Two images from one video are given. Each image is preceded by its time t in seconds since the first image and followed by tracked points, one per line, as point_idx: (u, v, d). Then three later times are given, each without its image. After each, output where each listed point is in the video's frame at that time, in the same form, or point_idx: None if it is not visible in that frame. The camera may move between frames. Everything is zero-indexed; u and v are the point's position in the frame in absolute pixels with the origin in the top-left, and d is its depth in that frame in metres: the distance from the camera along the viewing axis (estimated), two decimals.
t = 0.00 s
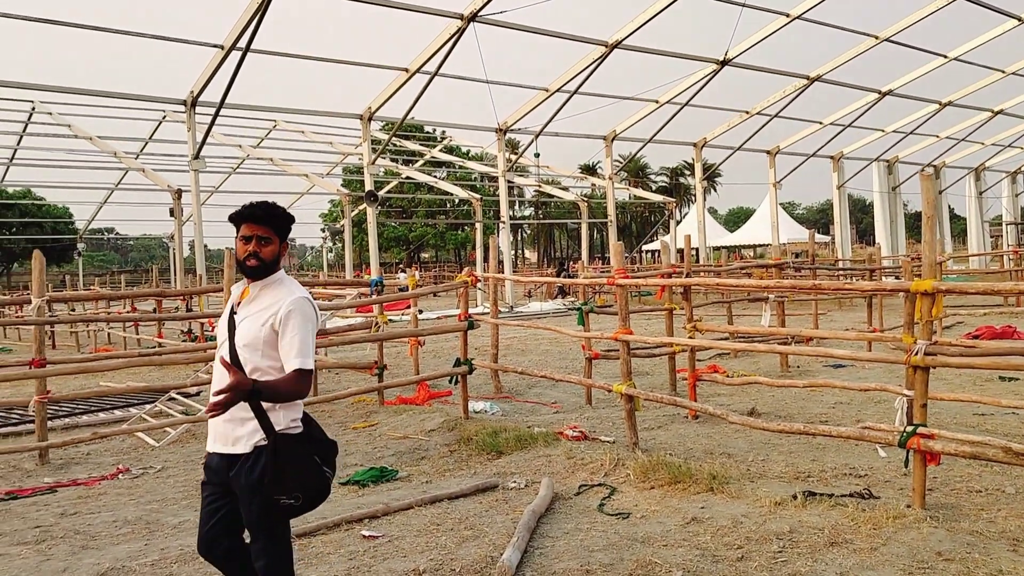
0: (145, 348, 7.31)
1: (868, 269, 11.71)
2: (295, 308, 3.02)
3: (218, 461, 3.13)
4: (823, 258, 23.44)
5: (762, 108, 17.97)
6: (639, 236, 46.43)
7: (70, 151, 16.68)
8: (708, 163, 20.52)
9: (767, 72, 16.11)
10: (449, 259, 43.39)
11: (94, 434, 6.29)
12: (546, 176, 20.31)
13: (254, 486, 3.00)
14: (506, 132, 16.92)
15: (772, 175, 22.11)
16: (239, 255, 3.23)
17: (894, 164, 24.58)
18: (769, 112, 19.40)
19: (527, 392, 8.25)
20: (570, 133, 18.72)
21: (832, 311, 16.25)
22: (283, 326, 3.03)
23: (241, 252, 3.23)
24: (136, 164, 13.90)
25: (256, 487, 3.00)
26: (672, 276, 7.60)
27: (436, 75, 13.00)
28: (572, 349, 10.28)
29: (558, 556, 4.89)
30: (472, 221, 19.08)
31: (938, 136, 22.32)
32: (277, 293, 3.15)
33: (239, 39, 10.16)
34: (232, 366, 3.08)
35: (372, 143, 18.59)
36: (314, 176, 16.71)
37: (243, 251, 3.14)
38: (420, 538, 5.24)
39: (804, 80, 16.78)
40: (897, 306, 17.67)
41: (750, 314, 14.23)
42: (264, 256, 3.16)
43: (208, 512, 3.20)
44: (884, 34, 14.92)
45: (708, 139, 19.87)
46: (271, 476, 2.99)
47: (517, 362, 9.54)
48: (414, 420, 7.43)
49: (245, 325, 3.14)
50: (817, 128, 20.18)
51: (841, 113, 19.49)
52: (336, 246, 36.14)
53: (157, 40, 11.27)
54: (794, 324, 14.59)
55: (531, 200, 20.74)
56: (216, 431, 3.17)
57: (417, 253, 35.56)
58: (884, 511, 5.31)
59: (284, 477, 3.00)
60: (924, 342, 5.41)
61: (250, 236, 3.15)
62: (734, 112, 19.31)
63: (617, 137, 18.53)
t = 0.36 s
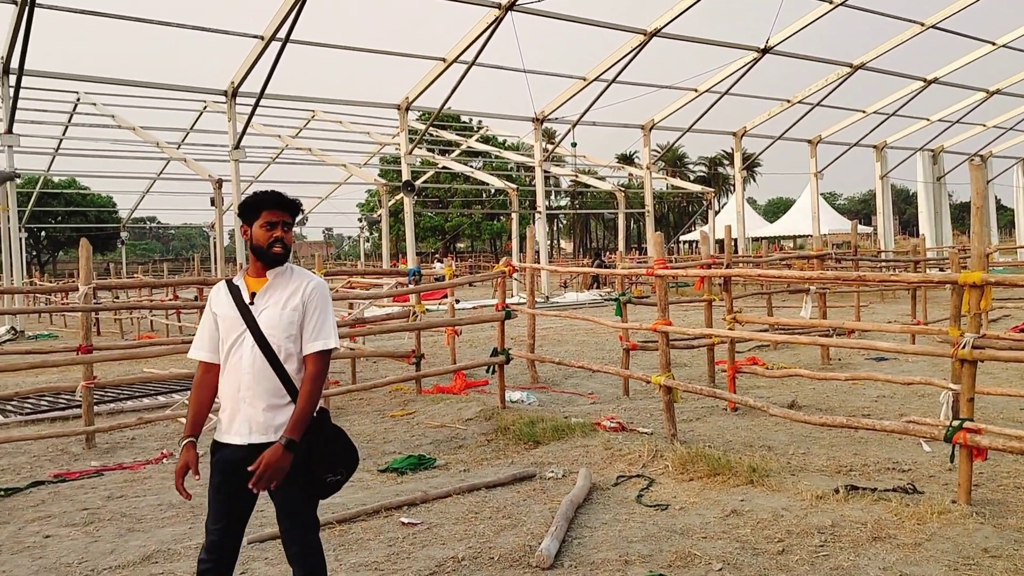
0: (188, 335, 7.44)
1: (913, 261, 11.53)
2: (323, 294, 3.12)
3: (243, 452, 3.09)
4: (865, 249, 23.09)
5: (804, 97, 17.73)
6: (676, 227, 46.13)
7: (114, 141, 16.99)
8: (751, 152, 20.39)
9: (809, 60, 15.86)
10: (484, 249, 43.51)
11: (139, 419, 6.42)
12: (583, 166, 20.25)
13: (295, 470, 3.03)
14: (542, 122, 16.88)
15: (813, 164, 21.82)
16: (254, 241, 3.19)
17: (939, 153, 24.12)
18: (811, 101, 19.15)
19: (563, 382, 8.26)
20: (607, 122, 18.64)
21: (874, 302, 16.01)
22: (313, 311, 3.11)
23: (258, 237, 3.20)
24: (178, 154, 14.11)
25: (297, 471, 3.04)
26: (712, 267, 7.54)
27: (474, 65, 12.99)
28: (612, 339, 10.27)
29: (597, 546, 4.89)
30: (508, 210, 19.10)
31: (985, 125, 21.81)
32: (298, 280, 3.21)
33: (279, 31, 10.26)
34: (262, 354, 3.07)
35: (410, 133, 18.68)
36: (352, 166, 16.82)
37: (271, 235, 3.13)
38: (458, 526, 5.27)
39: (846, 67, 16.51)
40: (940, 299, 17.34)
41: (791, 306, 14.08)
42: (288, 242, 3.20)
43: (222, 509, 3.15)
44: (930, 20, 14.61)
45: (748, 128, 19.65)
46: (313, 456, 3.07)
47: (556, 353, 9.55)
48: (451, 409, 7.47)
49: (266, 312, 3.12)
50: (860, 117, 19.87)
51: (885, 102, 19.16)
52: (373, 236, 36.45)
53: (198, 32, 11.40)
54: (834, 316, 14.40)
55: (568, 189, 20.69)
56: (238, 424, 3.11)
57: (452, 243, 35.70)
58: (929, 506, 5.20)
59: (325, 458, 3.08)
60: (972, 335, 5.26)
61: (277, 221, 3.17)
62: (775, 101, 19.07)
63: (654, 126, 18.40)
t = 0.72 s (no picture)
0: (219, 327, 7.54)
1: (947, 260, 11.39)
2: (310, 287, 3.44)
3: (256, 444, 3.23)
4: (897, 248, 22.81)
5: (836, 93, 17.53)
6: (705, 223, 45.84)
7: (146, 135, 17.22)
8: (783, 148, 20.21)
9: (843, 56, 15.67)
10: (511, 245, 43.49)
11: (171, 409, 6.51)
12: (611, 162, 20.17)
13: (304, 455, 3.27)
14: (571, 117, 16.84)
15: (844, 161, 21.58)
16: (247, 237, 3.29)
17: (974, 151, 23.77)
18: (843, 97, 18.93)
19: (590, 379, 8.26)
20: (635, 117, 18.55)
21: (907, 302, 15.78)
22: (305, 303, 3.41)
23: (250, 233, 3.30)
24: (209, 147, 14.24)
25: (303, 457, 3.27)
26: (742, 264, 7.48)
27: (503, 60, 12.98)
28: (641, 335, 10.24)
29: (624, 543, 4.89)
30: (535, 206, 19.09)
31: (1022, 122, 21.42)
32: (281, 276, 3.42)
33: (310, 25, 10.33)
34: (269, 345, 3.25)
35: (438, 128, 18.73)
36: (380, 160, 16.89)
37: (271, 230, 3.29)
38: (486, 521, 5.29)
39: (880, 63, 16.29)
40: (974, 299, 17.05)
41: (823, 304, 13.94)
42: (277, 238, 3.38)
43: (228, 501, 3.25)
44: (967, 16, 14.39)
45: (779, 125, 19.47)
46: (316, 442, 3.35)
47: (585, 349, 9.54)
48: (479, 403, 7.49)
49: (262, 307, 3.29)
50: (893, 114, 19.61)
51: (920, 99, 18.90)
52: (400, 230, 36.55)
53: (230, 27, 11.49)
54: (866, 316, 14.23)
55: (595, 185, 20.63)
56: (246, 417, 3.21)
57: (478, 238, 35.74)
58: (962, 508, 5.11)
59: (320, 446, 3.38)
60: (1008, 337, 5.14)
61: (271, 217, 3.33)
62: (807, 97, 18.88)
63: (684, 121, 18.28)
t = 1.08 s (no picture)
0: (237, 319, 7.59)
1: (969, 258, 11.29)
2: (291, 276, 3.62)
3: (277, 431, 3.32)
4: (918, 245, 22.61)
5: (857, 88, 17.37)
6: (723, 219, 45.59)
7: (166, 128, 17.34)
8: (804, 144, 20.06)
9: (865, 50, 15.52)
10: (527, 239, 43.45)
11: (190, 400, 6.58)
12: (627, 157, 20.09)
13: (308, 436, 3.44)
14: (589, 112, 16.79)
15: (864, 157, 21.40)
16: (245, 233, 3.35)
17: (996, 148, 23.51)
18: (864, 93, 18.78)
19: (606, 374, 8.26)
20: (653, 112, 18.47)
21: (926, 300, 15.64)
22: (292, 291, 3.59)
23: (245, 229, 3.35)
24: (228, 140, 14.31)
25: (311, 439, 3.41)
26: (761, 260, 7.45)
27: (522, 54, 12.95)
28: (659, 330, 10.23)
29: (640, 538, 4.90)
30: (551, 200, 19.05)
31: None
32: (269, 268, 3.51)
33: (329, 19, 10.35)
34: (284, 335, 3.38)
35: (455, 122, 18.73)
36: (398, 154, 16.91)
37: (264, 222, 3.39)
38: (502, 514, 5.31)
39: (902, 59, 16.13)
40: (996, 297, 16.87)
41: (842, 302, 13.85)
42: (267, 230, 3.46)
43: (240, 492, 3.33)
44: (991, 10, 14.22)
45: (799, 120, 19.32)
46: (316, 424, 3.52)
47: (602, 344, 9.53)
48: (495, 397, 7.51)
49: (267, 299, 3.40)
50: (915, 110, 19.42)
51: (942, 95, 18.71)
52: (417, 224, 36.61)
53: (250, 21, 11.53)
54: (885, 313, 14.13)
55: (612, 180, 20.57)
56: (271, 406, 3.30)
57: (495, 232, 35.70)
58: (981, 507, 5.06)
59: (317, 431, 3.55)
60: None
61: (260, 210, 3.42)
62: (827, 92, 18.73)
63: (702, 116, 18.18)
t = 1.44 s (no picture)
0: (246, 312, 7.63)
1: (979, 254, 11.25)
2: (298, 272, 3.68)
3: (281, 416, 3.35)
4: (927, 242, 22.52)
5: (867, 84, 17.29)
6: (731, 215, 45.49)
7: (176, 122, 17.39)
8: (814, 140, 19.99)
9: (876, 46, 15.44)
10: (535, 235, 43.41)
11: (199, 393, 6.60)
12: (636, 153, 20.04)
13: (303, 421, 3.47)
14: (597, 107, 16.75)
15: (874, 154, 21.31)
16: (256, 228, 3.40)
17: (1007, 145, 23.39)
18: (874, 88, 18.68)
19: (614, 369, 8.26)
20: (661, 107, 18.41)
21: (936, 297, 15.57)
22: (300, 285, 3.65)
23: (256, 225, 3.40)
24: (237, 134, 14.33)
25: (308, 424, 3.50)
26: (770, 256, 7.43)
27: (531, 48, 12.93)
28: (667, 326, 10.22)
29: (647, 532, 4.90)
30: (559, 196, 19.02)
31: None
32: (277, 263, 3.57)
33: (339, 13, 10.34)
34: (291, 324, 3.43)
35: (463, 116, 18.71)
36: (407, 149, 16.92)
37: (274, 218, 3.44)
38: (509, 508, 5.32)
39: (913, 54, 16.04)
40: (1006, 295, 16.78)
41: (851, 298, 13.82)
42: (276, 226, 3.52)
43: (244, 481, 3.31)
44: (1003, 6, 14.13)
45: (808, 116, 19.24)
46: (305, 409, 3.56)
47: (611, 340, 9.53)
48: (502, 392, 7.51)
49: (275, 290, 3.45)
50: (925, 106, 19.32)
51: (953, 90, 18.61)
52: (425, 219, 36.61)
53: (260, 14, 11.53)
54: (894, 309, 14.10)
55: (620, 175, 20.53)
56: (276, 391, 3.33)
57: (503, 228, 35.70)
58: (990, 504, 5.04)
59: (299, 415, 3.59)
60: None
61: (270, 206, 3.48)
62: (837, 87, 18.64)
63: (711, 112, 18.11)
